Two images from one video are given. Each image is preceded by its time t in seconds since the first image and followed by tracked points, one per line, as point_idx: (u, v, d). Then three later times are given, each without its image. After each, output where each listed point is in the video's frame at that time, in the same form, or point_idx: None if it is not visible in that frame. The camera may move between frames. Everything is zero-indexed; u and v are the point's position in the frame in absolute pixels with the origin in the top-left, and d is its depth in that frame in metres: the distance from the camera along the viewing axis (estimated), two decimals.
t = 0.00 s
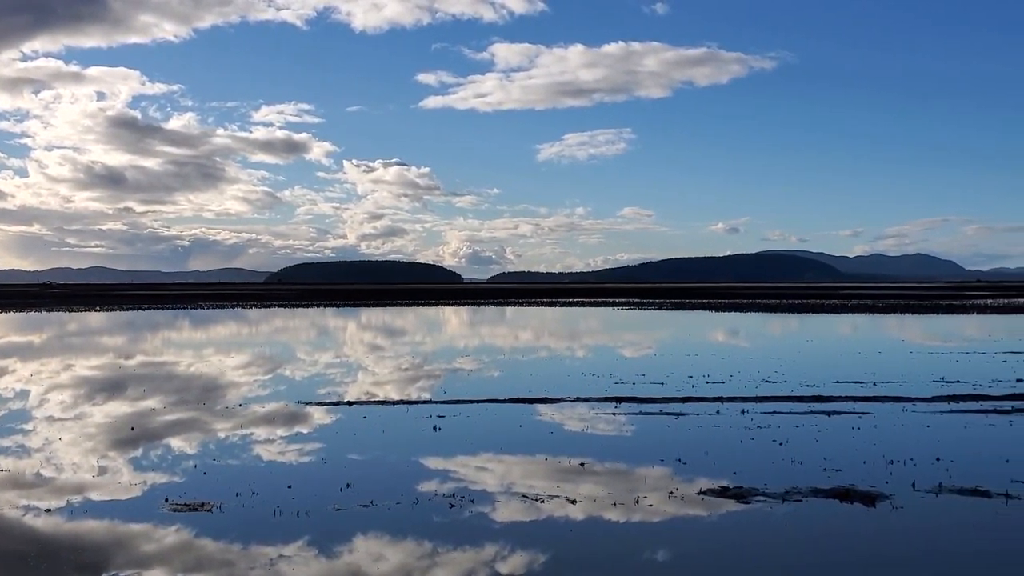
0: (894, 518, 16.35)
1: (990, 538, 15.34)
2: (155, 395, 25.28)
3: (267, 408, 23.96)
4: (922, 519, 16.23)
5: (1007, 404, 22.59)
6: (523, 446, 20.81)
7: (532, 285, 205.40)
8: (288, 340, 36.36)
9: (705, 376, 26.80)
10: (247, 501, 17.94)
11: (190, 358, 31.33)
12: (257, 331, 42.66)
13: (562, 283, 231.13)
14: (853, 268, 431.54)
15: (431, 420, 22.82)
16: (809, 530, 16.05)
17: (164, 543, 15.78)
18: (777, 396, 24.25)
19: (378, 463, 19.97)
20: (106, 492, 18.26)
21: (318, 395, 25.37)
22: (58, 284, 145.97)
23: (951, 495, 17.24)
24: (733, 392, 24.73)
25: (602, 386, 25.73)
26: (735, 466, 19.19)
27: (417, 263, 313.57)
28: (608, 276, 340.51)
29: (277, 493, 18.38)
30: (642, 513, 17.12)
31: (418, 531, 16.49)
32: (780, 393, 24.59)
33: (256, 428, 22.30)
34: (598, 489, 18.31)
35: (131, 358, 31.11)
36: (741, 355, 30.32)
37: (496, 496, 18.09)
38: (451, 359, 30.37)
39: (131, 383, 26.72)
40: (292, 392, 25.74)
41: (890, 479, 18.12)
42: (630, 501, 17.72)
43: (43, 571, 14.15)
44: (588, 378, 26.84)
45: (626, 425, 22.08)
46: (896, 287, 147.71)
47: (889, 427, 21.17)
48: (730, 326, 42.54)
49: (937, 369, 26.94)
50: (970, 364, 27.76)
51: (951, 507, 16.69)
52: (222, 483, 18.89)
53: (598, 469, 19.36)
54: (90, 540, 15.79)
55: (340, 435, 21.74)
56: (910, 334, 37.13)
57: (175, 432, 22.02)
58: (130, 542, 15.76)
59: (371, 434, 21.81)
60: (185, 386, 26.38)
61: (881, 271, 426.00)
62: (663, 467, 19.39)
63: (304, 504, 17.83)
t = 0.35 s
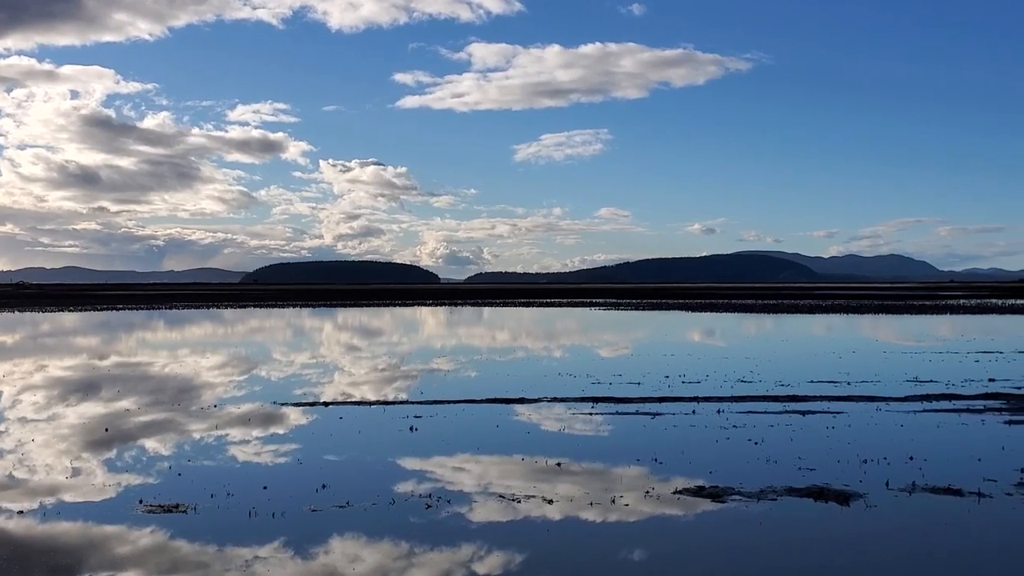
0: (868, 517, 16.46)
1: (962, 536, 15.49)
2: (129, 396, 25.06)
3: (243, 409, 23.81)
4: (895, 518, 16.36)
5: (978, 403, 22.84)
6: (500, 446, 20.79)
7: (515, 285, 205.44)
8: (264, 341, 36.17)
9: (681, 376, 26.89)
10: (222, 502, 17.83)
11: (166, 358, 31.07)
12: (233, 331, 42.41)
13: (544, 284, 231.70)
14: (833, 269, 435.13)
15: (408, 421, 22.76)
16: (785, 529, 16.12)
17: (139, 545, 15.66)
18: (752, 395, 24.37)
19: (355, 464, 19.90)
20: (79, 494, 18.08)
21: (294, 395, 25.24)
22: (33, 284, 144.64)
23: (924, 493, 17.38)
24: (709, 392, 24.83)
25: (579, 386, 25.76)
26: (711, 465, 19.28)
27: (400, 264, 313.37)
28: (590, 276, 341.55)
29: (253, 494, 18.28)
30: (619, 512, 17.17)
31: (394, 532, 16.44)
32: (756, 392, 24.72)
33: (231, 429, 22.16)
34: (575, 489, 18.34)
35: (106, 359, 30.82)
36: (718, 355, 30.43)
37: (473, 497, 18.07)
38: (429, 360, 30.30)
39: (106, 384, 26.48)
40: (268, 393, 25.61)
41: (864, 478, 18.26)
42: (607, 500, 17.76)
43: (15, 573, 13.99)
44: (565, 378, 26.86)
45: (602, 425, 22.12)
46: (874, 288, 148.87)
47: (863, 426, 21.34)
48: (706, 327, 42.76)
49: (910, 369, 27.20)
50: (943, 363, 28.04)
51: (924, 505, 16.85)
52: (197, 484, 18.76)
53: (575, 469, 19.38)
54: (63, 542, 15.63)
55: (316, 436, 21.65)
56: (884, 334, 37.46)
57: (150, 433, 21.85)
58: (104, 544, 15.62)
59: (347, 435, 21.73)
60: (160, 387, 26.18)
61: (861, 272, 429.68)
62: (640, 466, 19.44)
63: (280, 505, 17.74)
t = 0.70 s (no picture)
0: (859, 517, 16.49)
1: (952, 535, 15.53)
2: (120, 396, 24.97)
3: (234, 409, 23.76)
4: (885, 517, 16.40)
5: (969, 403, 22.90)
6: (491, 447, 20.77)
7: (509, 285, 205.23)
8: (255, 341, 36.09)
9: (672, 376, 26.90)
10: (213, 503, 17.79)
11: (156, 359, 30.97)
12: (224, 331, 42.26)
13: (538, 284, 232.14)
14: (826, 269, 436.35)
15: (399, 421, 22.72)
16: (776, 529, 16.14)
17: (129, 545, 15.61)
18: (744, 395, 24.39)
19: (346, 464, 19.87)
20: (69, 494, 18.02)
21: (285, 396, 25.18)
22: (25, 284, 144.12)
23: (914, 493, 17.43)
24: (700, 392, 24.84)
25: (570, 386, 25.74)
26: (702, 465, 19.31)
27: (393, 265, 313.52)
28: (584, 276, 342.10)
29: (244, 495, 18.24)
30: (610, 512, 17.17)
31: (386, 532, 16.41)
32: (747, 392, 24.75)
33: (222, 429, 22.11)
34: (566, 489, 18.34)
35: (96, 359, 30.70)
36: (709, 355, 30.43)
37: (465, 497, 18.05)
38: (419, 360, 30.25)
39: (96, 384, 26.38)
40: (259, 393, 25.55)
41: (855, 477, 18.31)
42: (598, 500, 17.77)
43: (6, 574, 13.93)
44: (556, 379, 26.84)
45: (594, 425, 22.12)
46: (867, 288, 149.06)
47: (854, 426, 21.38)
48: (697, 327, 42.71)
49: (901, 369, 27.26)
50: (933, 363, 28.10)
51: (914, 504, 16.90)
52: (188, 484, 18.72)
53: (566, 469, 19.38)
54: (53, 542, 15.57)
55: (308, 437, 21.62)
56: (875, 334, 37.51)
57: (141, 433, 21.78)
58: (94, 544, 15.56)
59: (339, 435, 21.70)
60: (151, 387, 26.10)
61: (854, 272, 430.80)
62: (631, 466, 19.46)
63: (271, 505, 17.71)
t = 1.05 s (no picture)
0: (847, 516, 16.54)
1: (939, 535, 15.57)
2: (107, 398, 24.87)
3: (223, 410, 23.69)
4: (873, 517, 16.44)
5: (956, 403, 23.00)
6: (480, 447, 20.75)
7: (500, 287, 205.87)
8: (244, 342, 36.03)
9: (662, 376, 26.94)
10: (201, 504, 17.73)
11: (144, 360, 30.84)
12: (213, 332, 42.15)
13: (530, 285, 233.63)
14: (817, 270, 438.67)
15: (388, 422, 22.68)
16: (765, 529, 16.16)
17: (117, 547, 15.54)
18: (733, 395, 24.44)
19: (335, 465, 19.84)
20: (57, 496, 17.94)
21: (274, 397, 25.11)
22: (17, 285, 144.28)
23: (902, 492, 17.48)
24: (689, 392, 24.89)
25: (559, 387, 25.76)
26: (691, 465, 19.34)
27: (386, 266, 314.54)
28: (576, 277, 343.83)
29: (232, 496, 18.19)
30: (599, 512, 17.19)
31: (375, 533, 16.38)
32: (736, 392, 24.80)
33: (210, 430, 22.05)
34: (556, 489, 18.34)
35: (83, 361, 30.55)
36: (699, 355, 30.48)
37: (454, 498, 18.03)
38: (408, 360, 30.21)
39: (84, 386, 26.26)
40: (247, 394, 25.47)
41: (843, 477, 18.35)
42: (587, 500, 17.78)
43: None
44: (546, 379, 26.84)
45: (583, 426, 22.13)
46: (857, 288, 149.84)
47: (842, 426, 21.44)
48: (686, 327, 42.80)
49: (888, 368, 27.36)
50: (921, 363, 28.20)
51: (901, 504, 16.95)
52: (176, 486, 18.66)
53: (555, 469, 19.38)
54: (40, 544, 15.50)
55: (296, 437, 21.58)
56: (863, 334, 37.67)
57: (129, 435, 21.70)
58: (82, 546, 15.50)
59: (327, 436, 21.67)
60: (139, 388, 26.02)
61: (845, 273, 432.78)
62: (620, 466, 19.48)
63: (260, 507, 17.66)
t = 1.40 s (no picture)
0: (835, 516, 16.61)
1: (927, 535, 15.63)
2: (95, 400, 24.77)
3: (211, 412, 23.62)
4: (860, 518, 16.50)
5: (943, 403, 23.12)
6: (469, 449, 20.74)
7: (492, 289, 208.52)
8: (232, 343, 35.94)
9: (651, 377, 27.00)
10: (190, 507, 17.67)
11: (131, 362, 30.72)
12: (201, 333, 42.02)
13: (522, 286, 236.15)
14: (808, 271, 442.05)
15: (377, 424, 22.65)
16: (753, 530, 16.20)
17: (105, 550, 15.47)
18: (721, 397, 24.48)
19: (323, 467, 19.79)
20: (44, 499, 17.86)
21: (262, 399, 25.05)
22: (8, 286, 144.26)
23: (890, 493, 17.53)
24: (678, 393, 24.93)
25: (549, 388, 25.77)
26: (680, 466, 19.37)
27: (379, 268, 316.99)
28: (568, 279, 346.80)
29: (220, 498, 18.14)
30: (589, 514, 17.19)
31: (364, 535, 16.35)
32: (725, 393, 24.86)
33: (198, 432, 21.99)
34: (545, 491, 18.34)
35: (70, 363, 30.42)
36: (688, 357, 30.54)
37: (443, 500, 18.01)
38: (397, 362, 30.18)
39: (71, 388, 26.15)
40: (236, 396, 25.40)
41: (831, 478, 18.41)
42: (577, 502, 17.78)
43: None
44: (535, 381, 26.86)
45: (572, 427, 22.14)
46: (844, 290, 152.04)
47: (831, 427, 21.50)
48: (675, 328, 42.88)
49: (877, 370, 27.51)
50: (909, 364, 28.33)
51: (889, 505, 17.02)
52: (164, 488, 18.60)
53: (545, 471, 19.38)
54: (27, 547, 15.41)
55: (285, 439, 21.53)
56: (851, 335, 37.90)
57: (117, 437, 21.62)
58: (69, 549, 15.42)
59: (316, 438, 21.62)
60: (127, 390, 25.91)
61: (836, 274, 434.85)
62: (610, 467, 19.49)
63: (248, 509, 17.61)
